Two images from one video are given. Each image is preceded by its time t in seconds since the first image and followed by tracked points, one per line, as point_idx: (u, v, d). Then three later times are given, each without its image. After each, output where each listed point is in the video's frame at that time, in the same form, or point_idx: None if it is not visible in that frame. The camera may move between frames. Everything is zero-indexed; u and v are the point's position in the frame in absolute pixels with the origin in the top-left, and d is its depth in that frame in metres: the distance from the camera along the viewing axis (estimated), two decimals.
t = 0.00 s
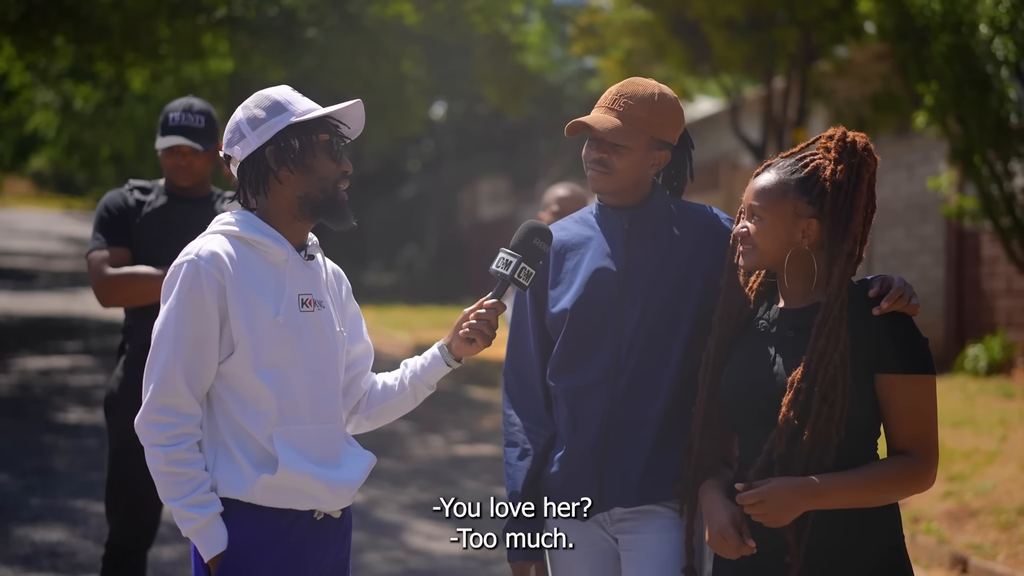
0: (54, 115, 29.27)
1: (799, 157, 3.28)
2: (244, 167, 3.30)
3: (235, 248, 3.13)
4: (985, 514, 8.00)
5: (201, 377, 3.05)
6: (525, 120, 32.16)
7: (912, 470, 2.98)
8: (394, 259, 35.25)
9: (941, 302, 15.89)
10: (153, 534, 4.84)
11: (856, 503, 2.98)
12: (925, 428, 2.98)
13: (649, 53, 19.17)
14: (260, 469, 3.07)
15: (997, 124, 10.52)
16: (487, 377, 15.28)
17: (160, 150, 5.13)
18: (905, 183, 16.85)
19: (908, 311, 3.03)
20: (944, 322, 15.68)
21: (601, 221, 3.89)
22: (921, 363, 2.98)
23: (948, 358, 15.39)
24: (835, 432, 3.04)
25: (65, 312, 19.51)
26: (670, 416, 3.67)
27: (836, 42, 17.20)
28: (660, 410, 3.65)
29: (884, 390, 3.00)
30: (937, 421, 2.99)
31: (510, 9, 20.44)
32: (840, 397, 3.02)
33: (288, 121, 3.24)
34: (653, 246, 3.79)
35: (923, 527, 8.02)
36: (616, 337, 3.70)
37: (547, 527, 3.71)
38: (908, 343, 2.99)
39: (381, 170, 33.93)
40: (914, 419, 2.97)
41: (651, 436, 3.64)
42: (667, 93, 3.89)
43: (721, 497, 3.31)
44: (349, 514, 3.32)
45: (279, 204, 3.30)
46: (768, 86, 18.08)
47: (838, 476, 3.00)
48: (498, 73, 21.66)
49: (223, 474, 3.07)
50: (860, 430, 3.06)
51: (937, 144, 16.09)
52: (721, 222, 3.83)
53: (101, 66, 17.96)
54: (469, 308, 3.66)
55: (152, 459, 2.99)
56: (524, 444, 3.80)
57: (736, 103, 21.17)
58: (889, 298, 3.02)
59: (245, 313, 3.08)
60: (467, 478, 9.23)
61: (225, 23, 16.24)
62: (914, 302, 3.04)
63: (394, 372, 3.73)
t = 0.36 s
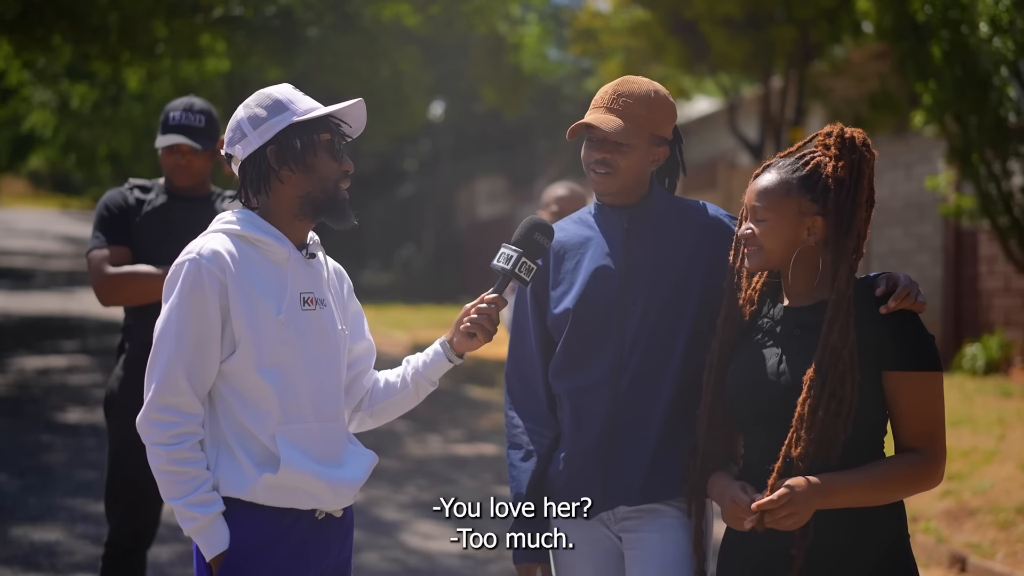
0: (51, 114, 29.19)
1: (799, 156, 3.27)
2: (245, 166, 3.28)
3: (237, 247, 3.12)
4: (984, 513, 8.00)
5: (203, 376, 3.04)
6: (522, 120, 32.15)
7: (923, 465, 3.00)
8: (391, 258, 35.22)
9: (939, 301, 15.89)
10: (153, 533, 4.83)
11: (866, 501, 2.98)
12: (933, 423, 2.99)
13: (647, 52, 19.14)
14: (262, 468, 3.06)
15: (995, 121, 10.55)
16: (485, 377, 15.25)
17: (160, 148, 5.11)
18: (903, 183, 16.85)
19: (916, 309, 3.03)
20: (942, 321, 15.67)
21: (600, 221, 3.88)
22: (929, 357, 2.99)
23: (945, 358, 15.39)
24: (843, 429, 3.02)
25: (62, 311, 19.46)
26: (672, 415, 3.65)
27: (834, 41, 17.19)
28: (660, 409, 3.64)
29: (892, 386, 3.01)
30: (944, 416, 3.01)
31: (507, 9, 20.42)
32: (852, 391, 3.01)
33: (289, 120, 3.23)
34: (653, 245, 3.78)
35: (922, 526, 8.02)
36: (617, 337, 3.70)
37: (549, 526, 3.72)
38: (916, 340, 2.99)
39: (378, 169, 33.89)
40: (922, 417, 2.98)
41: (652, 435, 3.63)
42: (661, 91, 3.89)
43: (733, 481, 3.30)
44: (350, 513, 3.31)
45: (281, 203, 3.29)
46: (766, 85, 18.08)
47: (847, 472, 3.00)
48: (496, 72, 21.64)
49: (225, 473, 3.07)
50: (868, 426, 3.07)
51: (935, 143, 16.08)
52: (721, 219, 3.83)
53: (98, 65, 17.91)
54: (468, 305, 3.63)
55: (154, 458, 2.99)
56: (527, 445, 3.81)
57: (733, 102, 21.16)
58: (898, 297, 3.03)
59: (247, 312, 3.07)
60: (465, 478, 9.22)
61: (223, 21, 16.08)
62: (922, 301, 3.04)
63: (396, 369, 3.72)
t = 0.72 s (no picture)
0: (47, 113, 29.14)
1: (794, 154, 3.26)
2: (246, 165, 3.27)
3: (238, 245, 3.12)
4: (981, 513, 8.01)
5: (204, 374, 3.03)
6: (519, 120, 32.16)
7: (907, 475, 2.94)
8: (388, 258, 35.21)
9: (936, 300, 15.90)
10: (152, 532, 4.82)
11: (842, 506, 2.96)
12: (918, 432, 2.93)
13: (644, 52, 19.15)
14: (263, 467, 3.05)
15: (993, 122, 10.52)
16: (483, 376, 15.25)
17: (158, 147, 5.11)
18: (899, 182, 16.87)
19: (910, 319, 2.98)
20: (939, 321, 15.69)
21: (600, 221, 3.88)
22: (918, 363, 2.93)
23: (942, 357, 15.40)
24: (819, 421, 3.02)
25: (59, 311, 19.42)
26: (671, 415, 3.64)
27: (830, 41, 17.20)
28: (658, 409, 3.63)
29: (879, 395, 2.97)
30: (933, 427, 2.95)
31: (504, 9, 20.44)
32: (826, 386, 3.00)
33: (290, 118, 3.22)
34: (653, 244, 3.78)
35: (919, 525, 8.03)
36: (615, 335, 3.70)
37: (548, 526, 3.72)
38: (905, 347, 2.95)
39: (375, 169, 33.88)
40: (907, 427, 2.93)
41: (651, 434, 3.62)
42: (662, 90, 3.88)
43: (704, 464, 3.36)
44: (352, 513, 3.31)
45: (282, 202, 3.28)
46: (763, 85, 18.10)
47: (824, 475, 2.98)
48: (493, 71, 21.64)
49: (226, 472, 3.06)
50: (845, 435, 3.03)
51: (932, 143, 16.10)
52: (717, 216, 3.81)
53: (94, 65, 17.88)
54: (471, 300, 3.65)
55: (155, 457, 2.98)
56: (528, 444, 3.81)
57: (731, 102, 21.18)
58: (890, 307, 2.96)
59: (248, 311, 3.06)
60: (463, 477, 9.22)
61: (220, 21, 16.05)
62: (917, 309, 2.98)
63: (399, 366, 3.72)
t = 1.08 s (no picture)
0: (44, 114, 29.08)
1: (796, 155, 3.25)
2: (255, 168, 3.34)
3: (246, 245, 3.11)
4: (979, 513, 8.01)
5: (211, 374, 3.02)
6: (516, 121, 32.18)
7: (900, 483, 2.91)
8: (386, 258, 35.23)
9: (934, 300, 15.91)
10: (151, 532, 4.81)
11: (830, 509, 2.95)
12: (911, 438, 2.91)
13: (642, 52, 19.13)
14: (268, 467, 3.04)
15: (991, 122, 10.50)
16: (480, 376, 15.25)
17: (159, 140, 5.14)
18: (897, 182, 16.88)
19: (905, 327, 2.95)
20: (936, 321, 15.70)
21: (602, 221, 3.88)
22: (913, 369, 2.91)
23: (939, 357, 15.41)
24: (810, 419, 3.01)
25: (56, 312, 19.39)
26: (671, 416, 3.62)
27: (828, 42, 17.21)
28: (657, 410, 3.61)
29: (869, 402, 2.94)
30: (924, 433, 2.93)
31: (502, 9, 20.43)
32: (819, 385, 3.00)
33: (276, 122, 3.26)
34: (654, 244, 3.77)
35: (918, 525, 8.03)
36: (615, 335, 3.70)
37: (545, 525, 3.73)
38: (900, 351, 2.93)
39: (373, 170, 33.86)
40: (898, 437, 2.90)
41: (651, 435, 3.61)
42: (666, 90, 3.86)
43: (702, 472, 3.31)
44: (355, 514, 3.30)
45: (283, 203, 3.29)
46: (761, 85, 18.10)
47: (817, 479, 2.97)
48: (491, 72, 21.63)
49: (232, 472, 3.05)
50: (838, 441, 3.02)
51: (929, 143, 16.12)
52: (718, 217, 3.81)
53: (91, 65, 17.83)
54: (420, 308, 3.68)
55: (160, 456, 2.96)
56: (527, 443, 3.81)
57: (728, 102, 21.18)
58: (884, 313, 2.93)
59: (255, 312, 3.05)
60: (461, 477, 9.21)
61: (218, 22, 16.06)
62: (913, 315, 2.96)
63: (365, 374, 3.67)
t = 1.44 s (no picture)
0: (41, 114, 29.05)
1: (804, 156, 3.26)
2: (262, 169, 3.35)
3: (253, 246, 3.10)
4: (978, 513, 8.01)
5: (217, 375, 3.01)
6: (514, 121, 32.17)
7: (902, 484, 2.91)
8: (384, 258, 35.23)
9: (932, 300, 15.92)
10: (151, 533, 4.80)
11: (830, 510, 2.94)
12: (914, 439, 2.90)
13: (640, 53, 19.14)
14: (272, 467, 3.03)
15: (988, 123, 10.49)
16: (479, 376, 15.26)
17: (158, 133, 5.13)
18: (895, 183, 16.89)
19: (905, 326, 2.94)
20: (934, 321, 15.71)
21: (602, 221, 3.87)
22: (914, 370, 2.90)
23: (937, 357, 15.42)
24: (811, 419, 3.00)
25: (53, 312, 19.37)
26: (670, 417, 3.62)
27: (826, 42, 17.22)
28: (657, 411, 3.61)
29: (870, 401, 2.93)
30: (927, 432, 2.92)
31: (501, 10, 20.44)
32: (821, 384, 2.99)
33: (280, 123, 3.27)
34: (656, 246, 3.77)
35: (916, 525, 8.02)
36: (615, 336, 3.69)
37: (542, 525, 3.71)
38: (903, 352, 2.92)
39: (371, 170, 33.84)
40: (900, 436, 2.90)
41: (651, 435, 3.61)
42: (666, 91, 3.85)
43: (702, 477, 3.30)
44: (359, 517, 3.30)
45: (287, 206, 3.29)
46: (759, 86, 18.11)
47: (819, 480, 2.97)
48: (489, 72, 21.64)
49: (235, 472, 3.03)
50: (838, 441, 3.01)
51: (928, 144, 16.15)
52: (721, 220, 3.80)
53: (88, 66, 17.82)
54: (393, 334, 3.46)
55: (165, 455, 2.95)
56: (524, 442, 3.80)
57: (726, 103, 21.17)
58: (883, 312, 2.93)
59: (261, 312, 3.05)
60: (460, 478, 9.20)
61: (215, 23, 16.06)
62: (913, 314, 2.96)
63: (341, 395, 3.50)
